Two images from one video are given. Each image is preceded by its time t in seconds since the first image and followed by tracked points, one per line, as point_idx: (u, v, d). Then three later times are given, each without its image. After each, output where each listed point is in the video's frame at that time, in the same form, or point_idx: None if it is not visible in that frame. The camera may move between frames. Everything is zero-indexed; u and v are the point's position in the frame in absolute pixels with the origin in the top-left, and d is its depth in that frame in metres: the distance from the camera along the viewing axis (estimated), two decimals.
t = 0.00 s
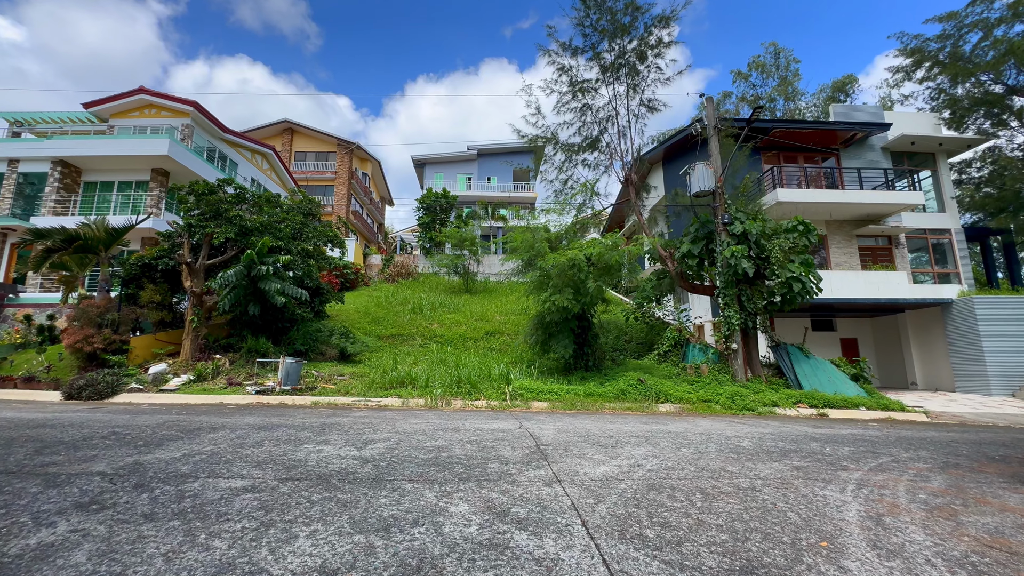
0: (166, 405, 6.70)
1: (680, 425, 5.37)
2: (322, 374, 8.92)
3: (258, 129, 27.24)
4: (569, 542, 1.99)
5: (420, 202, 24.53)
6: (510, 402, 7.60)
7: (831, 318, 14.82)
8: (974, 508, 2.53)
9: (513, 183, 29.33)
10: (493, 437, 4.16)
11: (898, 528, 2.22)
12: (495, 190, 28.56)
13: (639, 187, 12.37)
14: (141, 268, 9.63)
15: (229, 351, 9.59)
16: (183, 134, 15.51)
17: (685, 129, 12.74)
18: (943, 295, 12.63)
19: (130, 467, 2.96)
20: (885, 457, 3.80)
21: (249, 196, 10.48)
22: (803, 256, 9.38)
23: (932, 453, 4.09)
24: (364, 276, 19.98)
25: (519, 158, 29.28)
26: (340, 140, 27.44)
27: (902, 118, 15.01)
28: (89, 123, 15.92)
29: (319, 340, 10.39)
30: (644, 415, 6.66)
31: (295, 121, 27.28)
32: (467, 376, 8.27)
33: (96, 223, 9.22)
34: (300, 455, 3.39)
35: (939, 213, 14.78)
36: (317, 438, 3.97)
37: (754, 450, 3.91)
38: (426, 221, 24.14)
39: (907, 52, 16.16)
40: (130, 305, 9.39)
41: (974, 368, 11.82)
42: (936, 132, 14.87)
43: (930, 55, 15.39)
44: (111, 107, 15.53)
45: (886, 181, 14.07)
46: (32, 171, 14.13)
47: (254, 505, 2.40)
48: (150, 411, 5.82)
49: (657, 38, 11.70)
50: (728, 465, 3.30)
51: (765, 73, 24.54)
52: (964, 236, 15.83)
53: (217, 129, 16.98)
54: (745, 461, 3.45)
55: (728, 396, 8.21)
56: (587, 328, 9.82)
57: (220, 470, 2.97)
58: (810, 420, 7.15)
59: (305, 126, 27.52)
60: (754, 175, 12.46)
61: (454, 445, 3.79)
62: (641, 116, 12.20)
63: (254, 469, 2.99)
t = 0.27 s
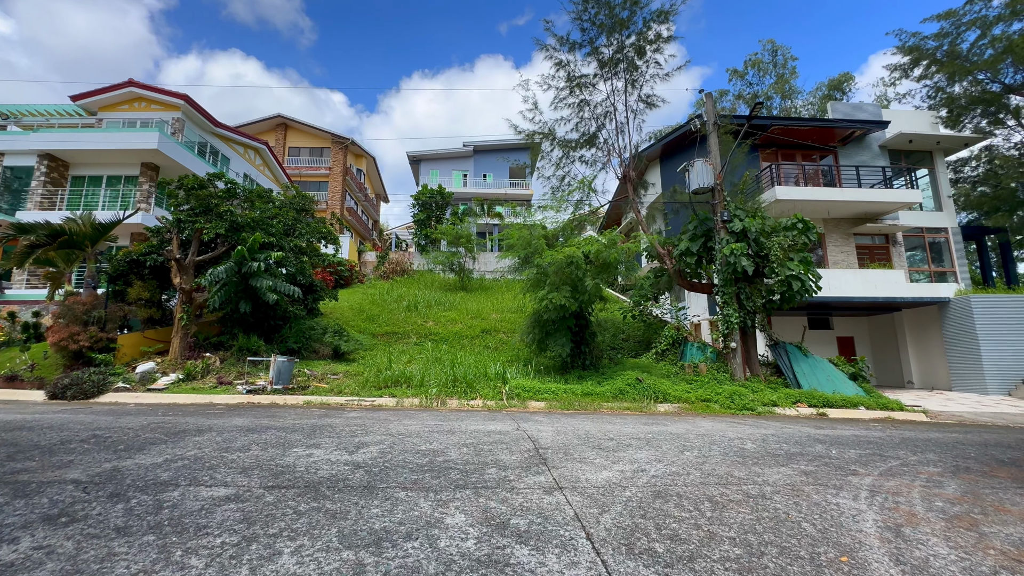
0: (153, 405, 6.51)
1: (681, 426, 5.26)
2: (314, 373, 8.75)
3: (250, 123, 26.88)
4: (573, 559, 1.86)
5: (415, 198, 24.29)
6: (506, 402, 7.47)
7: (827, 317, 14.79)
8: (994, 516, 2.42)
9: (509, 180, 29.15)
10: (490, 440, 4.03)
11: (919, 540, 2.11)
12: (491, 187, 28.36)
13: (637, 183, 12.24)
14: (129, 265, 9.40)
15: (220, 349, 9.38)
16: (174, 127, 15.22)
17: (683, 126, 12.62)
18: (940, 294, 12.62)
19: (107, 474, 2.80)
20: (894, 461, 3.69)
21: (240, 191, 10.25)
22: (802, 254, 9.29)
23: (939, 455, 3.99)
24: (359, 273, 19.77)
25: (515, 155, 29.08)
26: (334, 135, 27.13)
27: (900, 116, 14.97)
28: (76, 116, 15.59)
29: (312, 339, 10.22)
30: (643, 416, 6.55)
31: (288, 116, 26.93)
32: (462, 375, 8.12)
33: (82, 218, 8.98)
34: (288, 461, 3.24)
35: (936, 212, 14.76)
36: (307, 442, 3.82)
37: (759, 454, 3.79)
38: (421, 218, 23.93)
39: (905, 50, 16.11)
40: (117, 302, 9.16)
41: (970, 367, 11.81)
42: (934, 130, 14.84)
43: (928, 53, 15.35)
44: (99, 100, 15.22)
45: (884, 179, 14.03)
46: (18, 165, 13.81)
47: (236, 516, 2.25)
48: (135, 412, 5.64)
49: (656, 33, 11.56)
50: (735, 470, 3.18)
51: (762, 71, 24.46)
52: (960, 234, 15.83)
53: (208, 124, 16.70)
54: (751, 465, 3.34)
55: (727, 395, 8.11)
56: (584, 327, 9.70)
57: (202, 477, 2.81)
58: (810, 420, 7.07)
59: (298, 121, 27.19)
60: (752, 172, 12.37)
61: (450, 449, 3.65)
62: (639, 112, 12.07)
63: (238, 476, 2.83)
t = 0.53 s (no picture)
0: (141, 406, 6.34)
1: (682, 427, 5.16)
2: (308, 373, 8.60)
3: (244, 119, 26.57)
4: None
5: (411, 195, 24.10)
6: (503, 402, 7.35)
7: (824, 314, 14.77)
8: (1014, 525, 2.32)
9: (506, 177, 28.99)
10: (487, 443, 3.91)
11: (940, 553, 2.00)
12: (488, 184, 28.18)
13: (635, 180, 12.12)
14: (117, 262, 9.19)
15: (211, 349, 9.21)
16: (165, 123, 14.97)
17: (681, 122, 12.52)
18: (937, 291, 12.60)
19: (85, 483, 2.66)
20: (902, 464, 3.60)
21: (232, 187, 10.06)
22: (802, 252, 9.21)
23: (947, 458, 3.91)
24: (354, 270, 19.60)
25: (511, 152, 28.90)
26: (329, 132, 26.87)
27: (898, 113, 14.92)
28: (64, 111, 15.30)
29: (306, 337, 10.06)
30: (642, 416, 6.46)
31: (282, 111, 26.62)
32: (458, 375, 8.00)
33: (69, 214, 8.77)
34: (278, 467, 3.10)
35: (933, 209, 14.74)
36: (298, 446, 3.68)
37: (764, 457, 3.69)
38: (417, 215, 23.74)
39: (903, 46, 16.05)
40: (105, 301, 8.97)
41: (967, 364, 11.81)
42: (931, 127, 14.79)
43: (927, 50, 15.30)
44: (88, 95, 14.95)
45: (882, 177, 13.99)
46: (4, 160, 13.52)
47: (219, 531, 2.12)
48: (122, 413, 5.48)
49: (654, 28, 11.42)
50: (742, 475, 3.07)
51: (759, 68, 24.40)
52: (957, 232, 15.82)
53: (200, 119, 16.44)
54: (757, 469, 3.24)
55: (726, 394, 8.03)
56: (582, 325, 9.59)
57: (186, 486, 2.67)
58: (810, 420, 7.00)
59: (292, 117, 26.90)
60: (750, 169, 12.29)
61: (447, 453, 3.52)
62: (637, 108, 11.94)
63: (223, 485, 2.69)
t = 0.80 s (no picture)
0: (131, 406, 6.19)
1: (684, 426, 5.04)
2: (303, 372, 8.45)
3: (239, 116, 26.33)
4: None
5: (408, 193, 23.92)
6: (502, 401, 7.23)
7: (824, 311, 14.69)
8: None
9: (503, 174, 28.81)
10: (485, 443, 3.78)
11: (964, 560, 1.89)
12: (485, 181, 28.02)
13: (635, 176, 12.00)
14: (108, 260, 9.01)
15: (204, 347, 9.05)
16: (158, 119, 14.76)
17: (681, 118, 12.39)
18: (938, 287, 12.53)
19: (60, 489, 2.53)
20: (913, 463, 3.49)
21: (225, 183, 9.89)
22: (803, 248, 9.10)
23: (958, 456, 3.80)
24: (351, 268, 19.44)
25: (509, 149, 28.73)
26: (325, 128, 26.65)
27: (898, 109, 14.81)
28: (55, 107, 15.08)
29: (301, 335, 9.92)
30: (643, 414, 6.35)
31: (278, 108, 26.38)
32: (456, 373, 7.87)
33: (58, 211, 8.60)
34: (266, 470, 2.97)
35: (933, 205, 14.65)
36: (288, 448, 3.55)
37: (771, 457, 3.58)
38: (414, 212, 23.57)
39: (903, 41, 15.94)
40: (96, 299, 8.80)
41: (968, 361, 11.74)
42: (932, 122, 14.70)
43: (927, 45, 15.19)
44: (79, 90, 14.76)
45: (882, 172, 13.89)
46: None
47: (198, 541, 1.99)
48: (110, 414, 5.33)
49: (653, 21, 11.28)
50: (750, 476, 2.94)
51: (758, 64, 24.28)
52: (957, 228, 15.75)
53: (194, 115, 16.25)
54: (765, 470, 3.12)
55: (727, 392, 7.93)
56: (581, 323, 9.48)
57: (168, 491, 2.54)
58: (813, 417, 6.90)
59: (288, 114, 26.66)
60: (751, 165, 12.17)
61: (442, 455, 3.39)
62: (636, 103, 11.80)
63: (207, 490, 2.56)
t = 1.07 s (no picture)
0: (119, 408, 6.03)
1: (688, 428, 4.89)
2: (298, 371, 8.29)
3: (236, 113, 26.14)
4: None
5: (406, 191, 23.75)
6: (500, 401, 7.08)
7: (826, 310, 14.56)
8: None
9: (502, 172, 28.61)
10: (482, 448, 3.64)
11: None
12: (484, 179, 27.83)
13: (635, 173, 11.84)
14: (98, 258, 8.83)
15: (198, 347, 8.89)
16: (152, 115, 14.58)
17: (682, 114, 12.23)
18: (941, 285, 12.39)
19: (28, 499, 2.37)
20: (928, 468, 3.34)
21: (218, 179, 9.72)
22: (807, 245, 8.95)
23: (974, 460, 3.65)
24: (349, 267, 19.27)
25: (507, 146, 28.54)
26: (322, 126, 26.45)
27: (901, 105, 14.65)
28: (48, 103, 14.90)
29: (297, 335, 9.76)
30: (645, 415, 6.21)
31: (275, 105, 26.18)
32: (453, 373, 7.72)
33: (47, 208, 8.44)
34: (249, 478, 2.81)
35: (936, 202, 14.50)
36: (276, 453, 3.39)
37: (779, 461, 3.43)
38: (412, 210, 23.39)
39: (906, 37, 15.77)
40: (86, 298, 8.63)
41: (972, 359, 11.61)
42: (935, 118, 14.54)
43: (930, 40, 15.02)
44: (73, 86, 14.65)
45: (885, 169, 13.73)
46: None
47: (168, 559, 1.84)
48: (96, 416, 5.17)
49: (654, 15, 11.11)
50: (760, 484, 2.80)
51: (759, 61, 24.11)
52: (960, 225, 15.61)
53: (189, 112, 16.07)
54: (775, 477, 2.97)
55: (730, 392, 7.78)
56: (581, 321, 9.33)
57: (142, 501, 2.39)
58: (818, 418, 6.76)
59: (285, 111, 26.45)
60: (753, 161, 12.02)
61: (437, 461, 3.24)
62: (636, 98, 11.64)
63: (184, 500, 2.41)
